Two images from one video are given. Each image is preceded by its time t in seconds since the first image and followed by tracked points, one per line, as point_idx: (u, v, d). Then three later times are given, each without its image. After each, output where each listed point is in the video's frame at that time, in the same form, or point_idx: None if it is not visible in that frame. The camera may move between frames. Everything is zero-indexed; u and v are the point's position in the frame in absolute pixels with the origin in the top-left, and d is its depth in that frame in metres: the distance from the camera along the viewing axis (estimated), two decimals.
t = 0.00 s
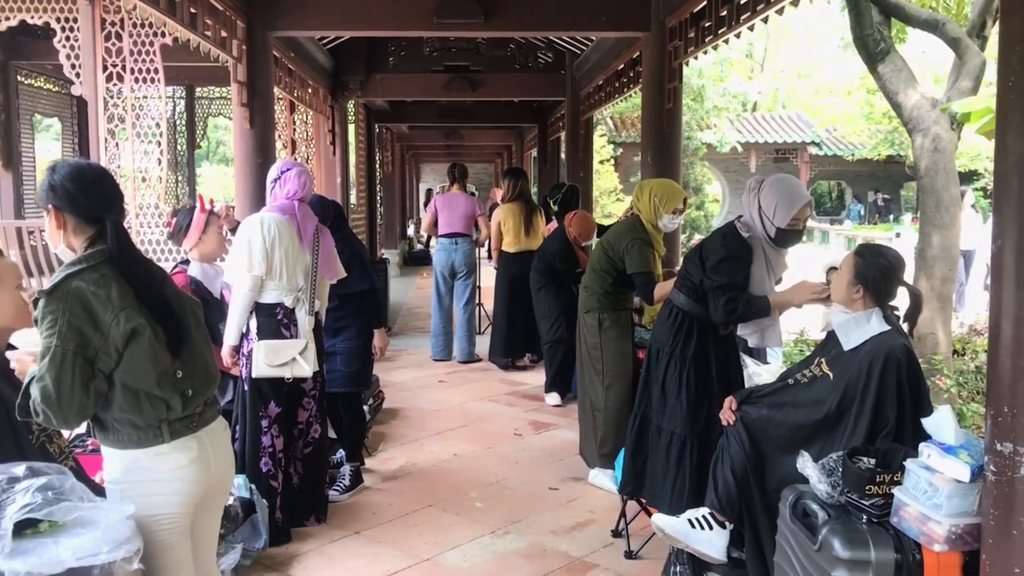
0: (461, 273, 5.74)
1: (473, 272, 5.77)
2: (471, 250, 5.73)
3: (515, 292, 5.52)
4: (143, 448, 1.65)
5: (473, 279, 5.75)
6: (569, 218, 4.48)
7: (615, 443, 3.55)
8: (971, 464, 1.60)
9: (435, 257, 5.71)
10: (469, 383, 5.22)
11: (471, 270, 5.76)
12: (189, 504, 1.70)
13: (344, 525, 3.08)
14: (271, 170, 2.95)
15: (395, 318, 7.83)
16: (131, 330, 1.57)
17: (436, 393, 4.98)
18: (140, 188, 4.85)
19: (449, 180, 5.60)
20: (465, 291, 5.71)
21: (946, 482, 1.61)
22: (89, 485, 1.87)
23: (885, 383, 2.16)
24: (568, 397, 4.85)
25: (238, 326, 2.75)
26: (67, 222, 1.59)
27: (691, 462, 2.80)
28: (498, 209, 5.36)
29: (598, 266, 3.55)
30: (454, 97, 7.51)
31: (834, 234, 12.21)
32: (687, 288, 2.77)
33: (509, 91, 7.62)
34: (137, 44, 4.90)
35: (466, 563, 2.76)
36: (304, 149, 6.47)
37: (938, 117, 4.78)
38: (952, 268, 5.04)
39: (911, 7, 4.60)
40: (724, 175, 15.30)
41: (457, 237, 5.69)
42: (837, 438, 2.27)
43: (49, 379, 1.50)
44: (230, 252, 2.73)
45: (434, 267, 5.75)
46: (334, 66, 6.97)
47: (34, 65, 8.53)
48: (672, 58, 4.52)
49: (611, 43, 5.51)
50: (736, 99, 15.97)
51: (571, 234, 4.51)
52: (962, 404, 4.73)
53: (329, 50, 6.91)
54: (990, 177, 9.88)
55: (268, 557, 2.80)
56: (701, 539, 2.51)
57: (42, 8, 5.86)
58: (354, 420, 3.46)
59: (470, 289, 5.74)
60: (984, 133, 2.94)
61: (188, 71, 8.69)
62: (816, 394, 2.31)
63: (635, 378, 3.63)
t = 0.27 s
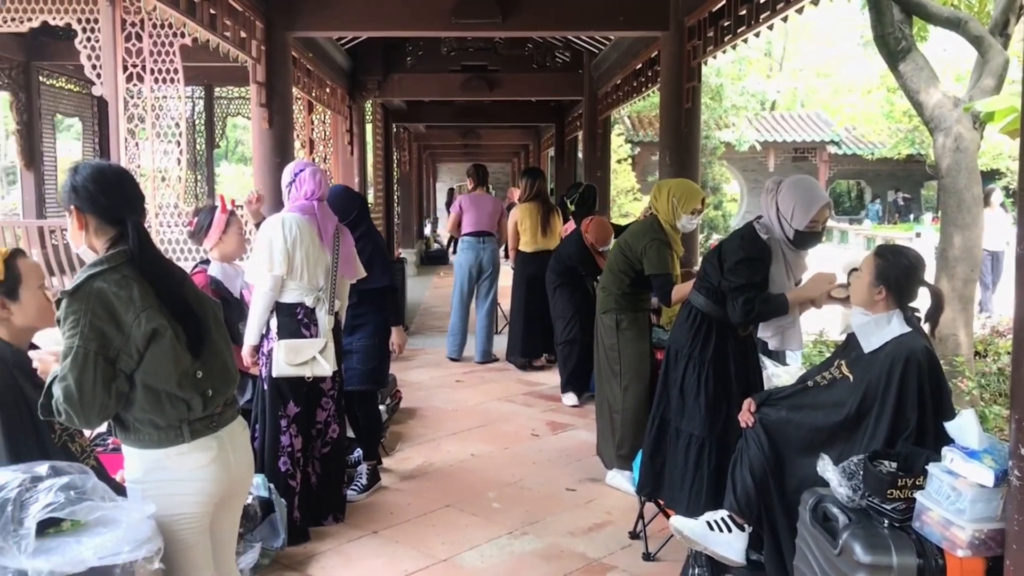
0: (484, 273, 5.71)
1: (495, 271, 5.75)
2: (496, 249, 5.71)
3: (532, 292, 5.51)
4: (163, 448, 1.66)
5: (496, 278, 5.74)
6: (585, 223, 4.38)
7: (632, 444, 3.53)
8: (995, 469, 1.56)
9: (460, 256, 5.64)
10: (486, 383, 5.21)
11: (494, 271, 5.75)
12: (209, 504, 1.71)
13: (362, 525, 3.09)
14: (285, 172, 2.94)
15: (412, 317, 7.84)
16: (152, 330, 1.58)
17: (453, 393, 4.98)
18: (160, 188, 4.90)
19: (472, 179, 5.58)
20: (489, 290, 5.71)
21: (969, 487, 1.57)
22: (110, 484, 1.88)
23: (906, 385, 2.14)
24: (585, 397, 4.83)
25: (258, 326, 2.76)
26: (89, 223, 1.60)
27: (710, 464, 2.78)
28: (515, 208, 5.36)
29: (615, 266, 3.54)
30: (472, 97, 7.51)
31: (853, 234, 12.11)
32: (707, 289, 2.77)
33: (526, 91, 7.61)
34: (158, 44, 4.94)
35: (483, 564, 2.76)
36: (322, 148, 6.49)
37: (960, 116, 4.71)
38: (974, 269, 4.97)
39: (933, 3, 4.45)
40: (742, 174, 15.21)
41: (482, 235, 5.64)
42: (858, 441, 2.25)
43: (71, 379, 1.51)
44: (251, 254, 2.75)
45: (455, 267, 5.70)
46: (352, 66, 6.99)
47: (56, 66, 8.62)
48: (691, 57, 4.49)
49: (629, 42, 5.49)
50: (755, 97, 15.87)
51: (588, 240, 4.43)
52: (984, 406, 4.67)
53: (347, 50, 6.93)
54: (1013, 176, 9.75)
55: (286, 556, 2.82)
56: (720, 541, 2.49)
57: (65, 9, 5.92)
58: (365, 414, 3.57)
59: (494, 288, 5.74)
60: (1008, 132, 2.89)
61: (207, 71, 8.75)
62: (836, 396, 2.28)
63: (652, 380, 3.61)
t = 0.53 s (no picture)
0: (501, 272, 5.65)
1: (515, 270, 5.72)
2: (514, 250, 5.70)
3: (548, 292, 5.51)
4: (181, 447, 1.67)
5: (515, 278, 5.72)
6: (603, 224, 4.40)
7: (648, 445, 3.52)
8: (1016, 472, 1.54)
9: (481, 256, 5.60)
10: (501, 383, 5.21)
11: (512, 271, 5.71)
12: (227, 503, 1.71)
13: (377, 524, 3.09)
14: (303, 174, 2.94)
15: (427, 316, 7.85)
16: (171, 330, 1.59)
17: (468, 392, 4.99)
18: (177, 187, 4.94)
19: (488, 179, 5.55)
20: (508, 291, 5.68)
21: (990, 490, 1.55)
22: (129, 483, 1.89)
23: (926, 387, 2.11)
24: (601, 397, 4.82)
25: (282, 323, 2.79)
26: (109, 223, 1.61)
27: (727, 466, 2.76)
28: (530, 208, 5.35)
29: (631, 267, 3.53)
30: (487, 96, 7.51)
31: (870, 234, 12.02)
32: (724, 290, 2.76)
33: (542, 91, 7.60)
34: (175, 44, 4.97)
35: (499, 564, 2.76)
36: (338, 148, 6.51)
37: (980, 116, 4.65)
38: (994, 270, 4.92)
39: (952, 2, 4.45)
40: (759, 174, 15.13)
41: (501, 235, 5.64)
42: (876, 442, 2.23)
43: (91, 378, 1.52)
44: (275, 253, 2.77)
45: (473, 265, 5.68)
46: (368, 66, 7.01)
47: (75, 66, 8.69)
48: (708, 57, 4.47)
49: (645, 42, 5.47)
50: (772, 96, 15.78)
51: (605, 240, 4.43)
52: (1004, 409, 4.62)
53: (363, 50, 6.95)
54: None
55: (302, 554, 2.83)
56: (737, 542, 2.46)
57: (84, 11, 5.97)
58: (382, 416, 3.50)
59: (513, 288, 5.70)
60: None
61: (224, 71, 8.80)
62: (854, 397, 2.26)
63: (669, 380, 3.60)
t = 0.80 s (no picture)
0: (513, 274, 5.65)
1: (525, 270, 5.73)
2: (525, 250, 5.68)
3: (561, 291, 5.49)
4: (197, 446, 1.67)
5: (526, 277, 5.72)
6: (620, 222, 4.41)
7: (663, 445, 3.51)
8: None
9: (490, 257, 5.62)
10: (515, 383, 5.21)
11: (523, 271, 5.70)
12: (244, 502, 1.72)
13: (391, 523, 3.10)
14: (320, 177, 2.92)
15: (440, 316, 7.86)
16: (187, 330, 1.59)
17: (482, 392, 4.99)
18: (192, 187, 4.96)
19: (498, 177, 5.55)
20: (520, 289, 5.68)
21: (1009, 493, 1.53)
22: (145, 481, 1.90)
23: (943, 388, 2.09)
24: (615, 397, 4.80)
25: (310, 323, 2.82)
26: (127, 223, 1.62)
27: (744, 466, 2.75)
28: (543, 207, 5.35)
29: (645, 266, 3.51)
30: (500, 96, 7.50)
31: (886, 234, 11.93)
32: (741, 291, 2.74)
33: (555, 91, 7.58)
34: (191, 44, 5.02)
35: (513, 564, 2.75)
36: (351, 148, 6.52)
37: (998, 114, 4.59)
38: (1013, 270, 4.87)
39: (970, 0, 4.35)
40: (773, 173, 15.04)
41: (512, 237, 5.63)
42: (893, 443, 2.20)
43: (109, 377, 1.53)
44: (304, 253, 2.78)
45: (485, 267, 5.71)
46: (382, 66, 7.02)
47: (91, 66, 8.75)
48: (723, 56, 4.44)
49: (660, 41, 5.44)
50: (786, 95, 15.69)
51: (622, 238, 4.45)
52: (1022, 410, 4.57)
53: (377, 50, 6.96)
54: None
55: (316, 553, 2.83)
56: (752, 544, 2.44)
57: (101, 11, 6.02)
58: (408, 409, 3.56)
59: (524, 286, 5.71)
60: None
61: (238, 70, 8.84)
62: (871, 398, 2.24)
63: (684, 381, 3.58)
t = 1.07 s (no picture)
0: (522, 274, 5.64)
1: (534, 270, 5.71)
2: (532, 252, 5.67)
3: (574, 291, 5.48)
4: (212, 445, 1.68)
5: (535, 277, 5.71)
6: (635, 221, 4.38)
7: (676, 446, 3.49)
8: None
9: (499, 258, 5.56)
10: (527, 383, 5.20)
11: (531, 272, 5.69)
12: (257, 501, 1.72)
13: (404, 522, 3.10)
14: (338, 179, 2.90)
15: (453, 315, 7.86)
16: (202, 329, 1.60)
17: (494, 392, 4.99)
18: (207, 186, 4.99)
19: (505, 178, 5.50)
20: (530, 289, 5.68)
21: None
22: (160, 480, 1.91)
23: (960, 390, 2.07)
24: (628, 398, 4.79)
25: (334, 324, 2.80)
26: (142, 223, 1.63)
27: (758, 468, 2.73)
28: (555, 207, 5.34)
29: (659, 266, 3.50)
30: (514, 96, 7.49)
31: (901, 234, 11.84)
32: (756, 292, 2.72)
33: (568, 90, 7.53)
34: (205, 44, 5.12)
35: (525, 564, 2.75)
36: (364, 148, 6.54)
37: (1016, 113, 4.54)
38: None
39: None
40: (787, 173, 14.95)
41: (519, 238, 5.58)
42: (909, 445, 2.18)
43: (124, 377, 1.54)
44: (330, 253, 2.78)
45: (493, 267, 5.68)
46: (395, 66, 7.02)
47: (106, 67, 8.81)
48: (737, 55, 4.42)
49: (673, 41, 5.42)
50: (801, 95, 15.60)
51: (636, 238, 4.42)
52: None
53: (390, 50, 6.97)
54: None
55: (329, 552, 2.84)
56: (766, 545, 2.42)
57: (117, 12, 6.06)
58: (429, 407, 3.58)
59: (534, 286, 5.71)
60: None
61: (253, 71, 8.88)
62: (886, 399, 2.23)
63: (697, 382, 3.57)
